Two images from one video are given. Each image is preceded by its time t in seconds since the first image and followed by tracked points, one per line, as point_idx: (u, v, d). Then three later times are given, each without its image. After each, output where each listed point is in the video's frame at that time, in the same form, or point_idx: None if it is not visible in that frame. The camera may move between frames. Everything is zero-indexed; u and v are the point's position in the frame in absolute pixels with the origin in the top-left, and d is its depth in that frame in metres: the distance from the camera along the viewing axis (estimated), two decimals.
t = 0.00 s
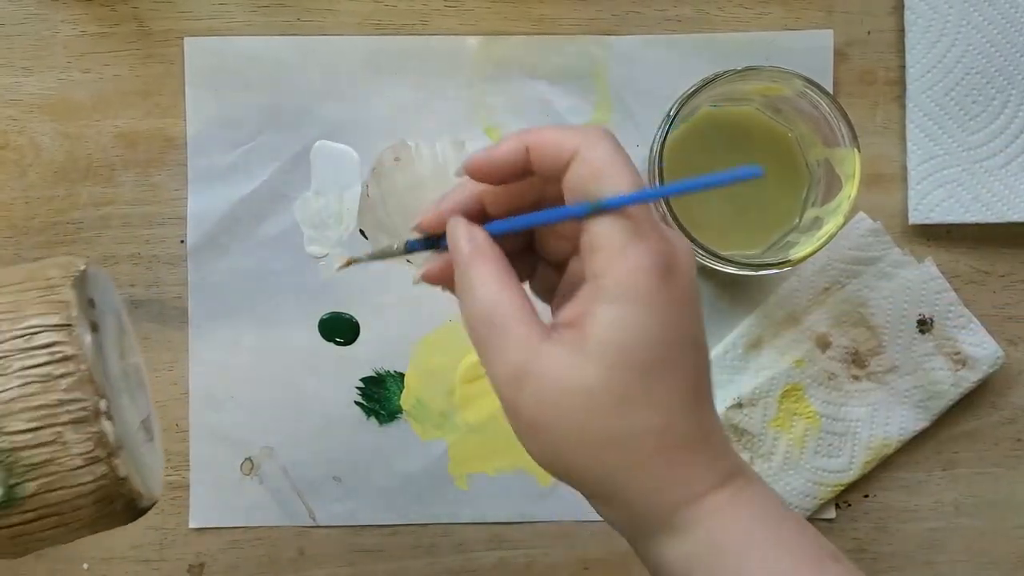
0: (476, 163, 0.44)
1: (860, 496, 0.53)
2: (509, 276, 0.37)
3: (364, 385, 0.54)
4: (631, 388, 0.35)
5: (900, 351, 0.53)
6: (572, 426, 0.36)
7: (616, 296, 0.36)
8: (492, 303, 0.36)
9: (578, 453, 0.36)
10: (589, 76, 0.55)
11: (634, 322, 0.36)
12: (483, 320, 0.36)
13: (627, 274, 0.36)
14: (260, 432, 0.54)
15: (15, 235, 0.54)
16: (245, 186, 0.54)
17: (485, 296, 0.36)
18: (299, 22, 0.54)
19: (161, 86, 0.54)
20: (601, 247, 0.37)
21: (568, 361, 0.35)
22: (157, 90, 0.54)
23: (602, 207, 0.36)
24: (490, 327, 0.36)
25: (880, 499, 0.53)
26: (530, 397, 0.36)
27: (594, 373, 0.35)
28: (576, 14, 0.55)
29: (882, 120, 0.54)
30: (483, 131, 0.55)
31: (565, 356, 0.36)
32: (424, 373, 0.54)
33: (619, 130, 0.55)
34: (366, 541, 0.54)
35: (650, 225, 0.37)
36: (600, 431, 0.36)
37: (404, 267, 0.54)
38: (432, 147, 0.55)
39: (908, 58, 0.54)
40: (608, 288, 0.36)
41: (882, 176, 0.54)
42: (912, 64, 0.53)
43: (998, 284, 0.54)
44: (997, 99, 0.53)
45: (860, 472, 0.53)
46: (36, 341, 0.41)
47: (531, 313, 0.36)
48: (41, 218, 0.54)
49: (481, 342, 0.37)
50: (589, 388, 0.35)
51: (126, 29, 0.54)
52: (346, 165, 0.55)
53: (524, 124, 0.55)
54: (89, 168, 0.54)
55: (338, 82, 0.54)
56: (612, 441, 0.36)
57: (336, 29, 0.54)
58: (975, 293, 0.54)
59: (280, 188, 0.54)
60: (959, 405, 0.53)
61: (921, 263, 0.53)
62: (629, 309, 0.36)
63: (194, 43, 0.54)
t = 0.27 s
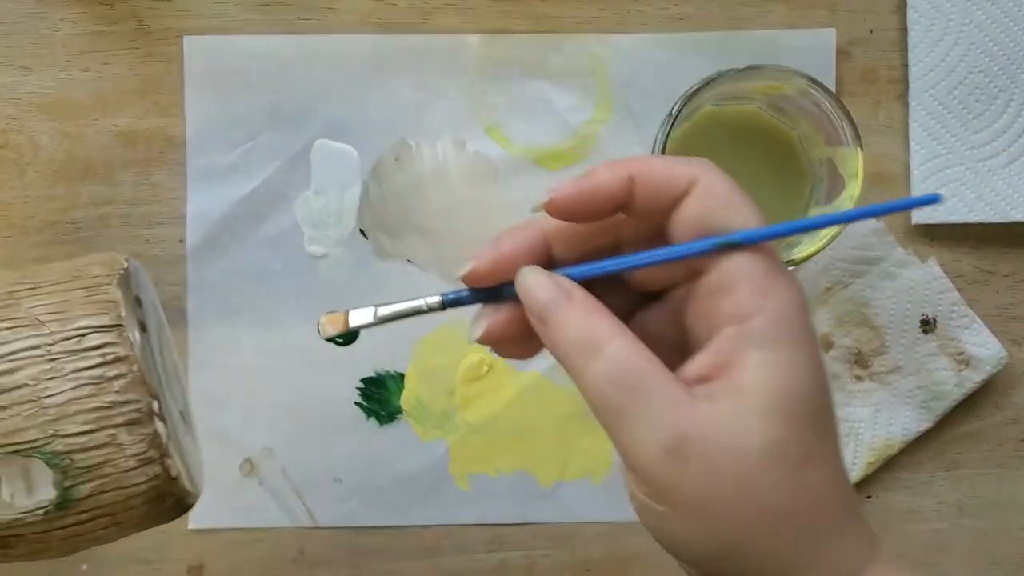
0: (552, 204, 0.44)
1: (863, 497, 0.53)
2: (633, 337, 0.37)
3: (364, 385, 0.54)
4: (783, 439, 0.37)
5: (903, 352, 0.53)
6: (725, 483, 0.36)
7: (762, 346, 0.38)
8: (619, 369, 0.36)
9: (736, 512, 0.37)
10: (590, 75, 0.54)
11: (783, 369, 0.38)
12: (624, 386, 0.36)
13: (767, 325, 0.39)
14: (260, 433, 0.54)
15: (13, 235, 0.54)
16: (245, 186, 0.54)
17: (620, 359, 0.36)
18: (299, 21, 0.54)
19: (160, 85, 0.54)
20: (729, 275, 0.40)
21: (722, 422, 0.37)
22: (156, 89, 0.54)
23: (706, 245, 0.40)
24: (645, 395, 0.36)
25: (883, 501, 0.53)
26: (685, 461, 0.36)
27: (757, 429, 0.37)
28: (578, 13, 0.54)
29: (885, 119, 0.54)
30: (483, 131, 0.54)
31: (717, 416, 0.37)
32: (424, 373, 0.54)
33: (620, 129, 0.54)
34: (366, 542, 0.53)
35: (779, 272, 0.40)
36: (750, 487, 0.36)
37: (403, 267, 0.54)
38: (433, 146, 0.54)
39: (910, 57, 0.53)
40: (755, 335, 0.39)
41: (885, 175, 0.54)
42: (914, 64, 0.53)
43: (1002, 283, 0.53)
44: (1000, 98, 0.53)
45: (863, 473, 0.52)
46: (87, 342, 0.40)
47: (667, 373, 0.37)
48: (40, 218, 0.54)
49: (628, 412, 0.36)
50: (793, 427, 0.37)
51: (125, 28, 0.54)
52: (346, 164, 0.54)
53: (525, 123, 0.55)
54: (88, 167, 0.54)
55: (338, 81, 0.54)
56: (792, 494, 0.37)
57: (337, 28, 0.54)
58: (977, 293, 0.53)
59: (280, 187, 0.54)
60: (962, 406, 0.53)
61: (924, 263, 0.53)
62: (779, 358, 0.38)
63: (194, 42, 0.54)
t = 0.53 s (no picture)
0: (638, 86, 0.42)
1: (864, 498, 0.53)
2: (729, 339, 0.35)
3: (364, 385, 0.54)
4: (918, 478, 0.34)
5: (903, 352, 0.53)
6: (841, 519, 0.34)
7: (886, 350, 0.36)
8: (712, 376, 0.35)
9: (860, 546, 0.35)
10: (590, 74, 0.54)
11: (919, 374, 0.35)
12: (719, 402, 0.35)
13: (899, 328, 0.36)
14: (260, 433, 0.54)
15: (13, 235, 0.54)
16: (244, 185, 0.54)
17: (702, 365, 0.35)
18: (300, 21, 0.54)
19: (159, 84, 0.54)
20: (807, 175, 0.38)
21: (834, 441, 0.35)
22: (155, 89, 0.54)
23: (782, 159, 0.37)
24: (746, 414, 0.35)
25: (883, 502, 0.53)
26: (797, 491, 0.35)
27: (883, 455, 0.34)
28: (577, 13, 0.54)
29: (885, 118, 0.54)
30: (483, 130, 0.55)
31: (831, 436, 0.35)
32: (424, 373, 0.53)
33: (620, 128, 0.54)
34: (368, 542, 0.53)
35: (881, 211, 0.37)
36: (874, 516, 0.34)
37: (403, 267, 0.54)
38: (433, 146, 0.54)
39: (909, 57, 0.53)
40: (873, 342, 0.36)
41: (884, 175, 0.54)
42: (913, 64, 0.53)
43: (1002, 283, 0.53)
44: (999, 98, 0.53)
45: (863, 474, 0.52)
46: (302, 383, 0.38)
47: (772, 387, 0.35)
48: (39, 218, 0.54)
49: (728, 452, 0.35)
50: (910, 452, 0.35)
51: (125, 28, 0.54)
52: (346, 164, 0.54)
53: (525, 122, 0.55)
54: (88, 167, 0.54)
55: (338, 81, 0.54)
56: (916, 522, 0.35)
57: (337, 28, 0.54)
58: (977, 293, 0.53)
59: (279, 187, 0.54)
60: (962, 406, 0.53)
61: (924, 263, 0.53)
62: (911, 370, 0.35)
63: (193, 41, 0.54)
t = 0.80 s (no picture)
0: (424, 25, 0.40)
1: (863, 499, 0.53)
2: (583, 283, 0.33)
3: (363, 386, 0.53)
4: (802, 376, 0.33)
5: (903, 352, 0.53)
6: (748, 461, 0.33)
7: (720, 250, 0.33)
8: (575, 318, 0.32)
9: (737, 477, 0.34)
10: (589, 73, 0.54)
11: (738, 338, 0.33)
12: (578, 350, 0.33)
13: (722, 226, 0.33)
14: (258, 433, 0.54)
15: (10, 234, 0.54)
16: (243, 185, 0.54)
17: (576, 309, 0.33)
18: (298, 20, 0.54)
19: (158, 84, 0.54)
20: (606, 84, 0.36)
21: (722, 378, 0.33)
22: (153, 88, 0.54)
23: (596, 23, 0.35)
24: (601, 356, 0.33)
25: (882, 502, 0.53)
26: (688, 429, 0.33)
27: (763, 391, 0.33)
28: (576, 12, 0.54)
29: (885, 119, 0.54)
30: (482, 130, 0.54)
31: (718, 368, 0.33)
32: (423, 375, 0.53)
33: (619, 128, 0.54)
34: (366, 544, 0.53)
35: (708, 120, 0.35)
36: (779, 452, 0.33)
37: (403, 267, 0.54)
38: (432, 146, 0.54)
39: (909, 57, 0.53)
40: (714, 248, 0.34)
41: (884, 176, 0.54)
42: (913, 64, 0.53)
43: (1002, 284, 0.53)
44: (1000, 98, 0.53)
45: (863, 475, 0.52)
46: (489, 450, 0.41)
47: (637, 324, 0.33)
48: (37, 217, 0.54)
49: (614, 389, 0.33)
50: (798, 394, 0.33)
51: (124, 27, 0.54)
52: (344, 164, 0.54)
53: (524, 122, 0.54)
54: (86, 167, 0.54)
55: (337, 81, 0.54)
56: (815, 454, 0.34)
57: (335, 27, 0.54)
58: (976, 294, 0.53)
59: (278, 187, 0.54)
60: (962, 407, 0.53)
61: (923, 263, 0.53)
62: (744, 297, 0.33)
63: (192, 41, 0.54)
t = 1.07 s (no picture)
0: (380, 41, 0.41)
1: (864, 500, 0.52)
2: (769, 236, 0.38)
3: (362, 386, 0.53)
4: (821, 274, 0.37)
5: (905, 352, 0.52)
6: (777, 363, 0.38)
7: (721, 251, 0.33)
8: (617, 226, 0.38)
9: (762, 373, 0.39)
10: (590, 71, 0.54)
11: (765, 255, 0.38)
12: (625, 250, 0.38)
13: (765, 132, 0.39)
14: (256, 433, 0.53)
15: (7, 234, 0.53)
16: (240, 184, 0.54)
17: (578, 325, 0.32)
18: (296, 18, 0.54)
19: (155, 83, 0.54)
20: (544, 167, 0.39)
21: (757, 279, 0.37)
22: (150, 88, 0.54)
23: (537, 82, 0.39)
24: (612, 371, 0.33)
25: (884, 504, 0.52)
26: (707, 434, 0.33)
27: (796, 293, 0.37)
28: (577, 10, 0.54)
29: (887, 118, 0.54)
30: (482, 129, 0.54)
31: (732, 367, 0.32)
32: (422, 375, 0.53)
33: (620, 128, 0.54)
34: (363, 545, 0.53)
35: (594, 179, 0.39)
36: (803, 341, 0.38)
37: (401, 267, 0.53)
38: (431, 145, 0.54)
39: (911, 55, 0.53)
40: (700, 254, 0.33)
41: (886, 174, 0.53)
42: (916, 62, 0.53)
43: (1004, 283, 0.53)
44: (1003, 96, 0.52)
45: (864, 476, 0.52)
46: (515, 476, 0.39)
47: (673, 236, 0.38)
48: (33, 217, 0.53)
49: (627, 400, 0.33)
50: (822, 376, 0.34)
51: (121, 26, 0.54)
52: (342, 163, 0.54)
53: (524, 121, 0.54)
54: (83, 166, 0.54)
55: (335, 80, 0.54)
56: (838, 358, 0.38)
57: (334, 26, 0.54)
58: (979, 294, 0.53)
59: (276, 187, 0.54)
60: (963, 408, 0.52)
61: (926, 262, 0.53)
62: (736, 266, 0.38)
63: (190, 40, 0.54)
